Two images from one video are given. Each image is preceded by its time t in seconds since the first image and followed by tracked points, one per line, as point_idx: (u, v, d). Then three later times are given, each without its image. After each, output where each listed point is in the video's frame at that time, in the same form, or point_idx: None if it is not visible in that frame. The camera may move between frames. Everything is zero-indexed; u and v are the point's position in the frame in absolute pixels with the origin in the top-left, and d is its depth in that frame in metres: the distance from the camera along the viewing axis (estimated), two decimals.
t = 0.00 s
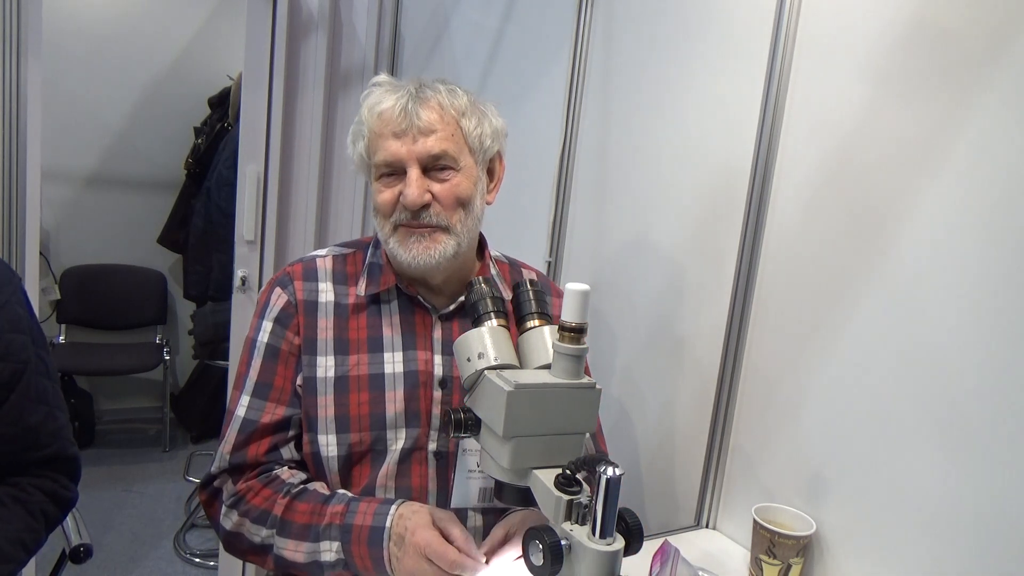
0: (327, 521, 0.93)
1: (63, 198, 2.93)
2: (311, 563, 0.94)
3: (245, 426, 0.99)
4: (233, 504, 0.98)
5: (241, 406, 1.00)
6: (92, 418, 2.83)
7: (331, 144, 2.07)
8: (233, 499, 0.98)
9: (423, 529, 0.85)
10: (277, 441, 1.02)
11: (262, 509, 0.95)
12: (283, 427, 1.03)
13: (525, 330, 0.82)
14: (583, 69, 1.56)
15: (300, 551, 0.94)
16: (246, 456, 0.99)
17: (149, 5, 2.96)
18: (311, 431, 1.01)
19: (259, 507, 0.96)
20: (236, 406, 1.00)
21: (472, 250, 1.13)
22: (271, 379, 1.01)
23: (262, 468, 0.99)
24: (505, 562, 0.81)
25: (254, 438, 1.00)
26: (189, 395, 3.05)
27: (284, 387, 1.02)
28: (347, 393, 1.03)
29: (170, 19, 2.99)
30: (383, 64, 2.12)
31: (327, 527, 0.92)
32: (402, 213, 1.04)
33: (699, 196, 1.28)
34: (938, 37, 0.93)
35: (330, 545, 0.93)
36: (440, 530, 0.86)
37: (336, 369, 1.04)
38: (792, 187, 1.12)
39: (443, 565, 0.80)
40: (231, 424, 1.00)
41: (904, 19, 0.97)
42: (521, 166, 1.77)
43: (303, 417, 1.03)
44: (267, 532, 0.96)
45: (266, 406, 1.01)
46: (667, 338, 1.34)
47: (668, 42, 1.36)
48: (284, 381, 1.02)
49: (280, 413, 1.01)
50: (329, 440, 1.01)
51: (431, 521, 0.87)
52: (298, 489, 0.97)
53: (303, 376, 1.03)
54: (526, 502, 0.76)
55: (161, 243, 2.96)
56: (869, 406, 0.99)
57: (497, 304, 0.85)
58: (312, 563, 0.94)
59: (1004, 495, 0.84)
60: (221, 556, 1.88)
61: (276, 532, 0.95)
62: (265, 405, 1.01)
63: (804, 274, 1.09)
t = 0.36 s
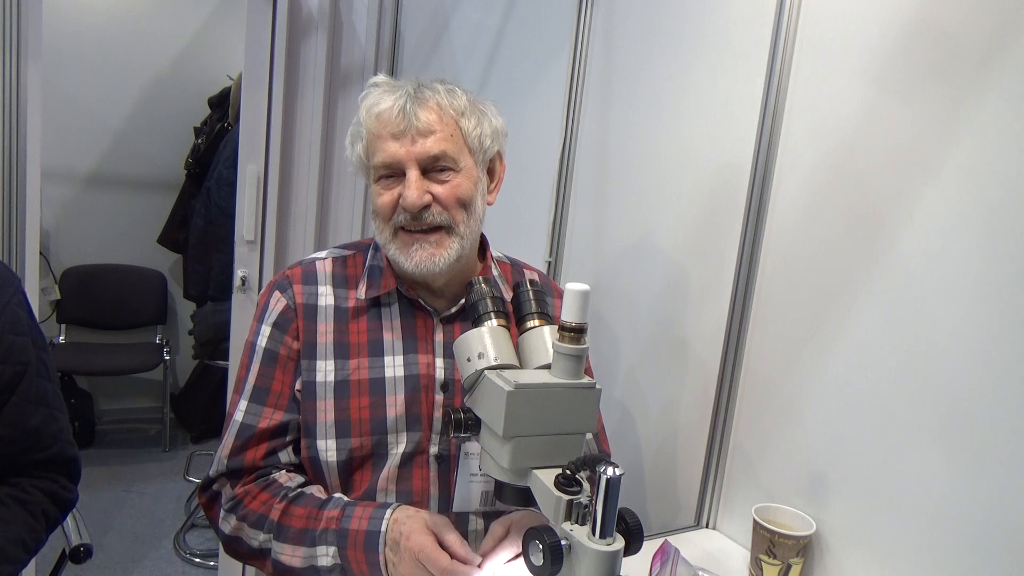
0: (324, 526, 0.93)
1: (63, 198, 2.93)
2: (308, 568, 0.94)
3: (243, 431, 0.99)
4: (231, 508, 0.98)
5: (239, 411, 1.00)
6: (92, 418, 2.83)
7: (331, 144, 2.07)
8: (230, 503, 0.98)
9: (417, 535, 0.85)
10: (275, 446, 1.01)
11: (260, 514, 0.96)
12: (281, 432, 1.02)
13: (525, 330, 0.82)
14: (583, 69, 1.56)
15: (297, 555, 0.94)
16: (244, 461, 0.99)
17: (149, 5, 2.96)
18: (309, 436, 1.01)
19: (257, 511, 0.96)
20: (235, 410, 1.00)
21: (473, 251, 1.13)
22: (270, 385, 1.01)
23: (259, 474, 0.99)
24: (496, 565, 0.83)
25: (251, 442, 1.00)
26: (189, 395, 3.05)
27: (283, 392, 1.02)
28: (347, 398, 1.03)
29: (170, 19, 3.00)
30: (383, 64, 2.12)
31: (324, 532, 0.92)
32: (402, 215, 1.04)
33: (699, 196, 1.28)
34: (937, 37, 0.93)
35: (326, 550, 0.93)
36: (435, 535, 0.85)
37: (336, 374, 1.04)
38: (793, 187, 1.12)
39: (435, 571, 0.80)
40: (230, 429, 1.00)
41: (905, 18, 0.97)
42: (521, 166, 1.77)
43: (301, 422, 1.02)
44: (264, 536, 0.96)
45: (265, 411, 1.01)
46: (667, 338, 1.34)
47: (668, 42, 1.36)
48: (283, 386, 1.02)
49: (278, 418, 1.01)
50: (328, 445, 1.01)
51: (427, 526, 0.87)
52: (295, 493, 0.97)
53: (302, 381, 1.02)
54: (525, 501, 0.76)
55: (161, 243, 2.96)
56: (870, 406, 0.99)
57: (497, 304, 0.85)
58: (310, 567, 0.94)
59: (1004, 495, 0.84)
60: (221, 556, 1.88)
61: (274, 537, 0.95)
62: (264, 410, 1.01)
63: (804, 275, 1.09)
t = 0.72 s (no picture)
0: (325, 524, 0.93)
1: (62, 198, 2.93)
2: (308, 565, 0.94)
3: (244, 425, 0.99)
4: (231, 503, 0.98)
5: (242, 405, 1.00)
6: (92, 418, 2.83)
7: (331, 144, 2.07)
8: (231, 497, 0.98)
9: (419, 531, 0.86)
10: (277, 440, 1.02)
11: (261, 509, 0.96)
12: (283, 426, 1.03)
13: (525, 330, 0.82)
14: (583, 69, 1.56)
15: (298, 552, 0.94)
16: (245, 455, 0.99)
17: (149, 5, 2.95)
18: (313, 432, 1.01)
19: (258, 506, 0.96)
20: (237, 404, 1.00)
21: (480, 254, 1.14)
22: (273, 379, 1.01)
23: (260, 468, 0.99)
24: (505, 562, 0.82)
25: (253, 436, 1.00)
26: (189, 395, 3.05)
27: (286, 387, 1.02)
28: (351, 394, 1.03)
29: (170, 19, 3.00)
30: (383, 64, 2.12)
31: (326, 529, 0.92)
32: (412, 217, 1.04)
33: (699, 196, 1.28)
34: (937, 37, 0.93)
35: (327, 548, 0.93)
36: (436, 532, 0.86)
37: (340, 371, 1.04)
38: (793, 188, 1.12)
39: (443, 564, 0.80)
40: (232, 422, 1.00)
41: (905, 17, 0.96)
42: (521, 167, 1.77)
43: (304, 417, 1.03)
44: (265, 532, 0.96)
45: (267, 406, 1.01)
46: (667, 338, 1.34)
47: (668, 42, 1.35)
48: (286, 381, 1.03)
49: (280, 413, 1.01)
50: (331, 441, 1.01)
51: (428, 524, 0.87)
52: (297, 490, 0.97)
53: (306, 377, 1.03)
54: (525, 502, 0.76)
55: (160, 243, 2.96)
56: (870, 405, 0.99)
57: (497, 304, 0.85)
58: (310, 565, 0.94)
59: (1004, 495, 0.84)
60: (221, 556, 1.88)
61: (274, 533, 0.95)
62: (266, 404, 1.01)
63: (805, 274, 1.09)
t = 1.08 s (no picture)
0: (330, 521, 0.93)
1: (62, 198, 2.93)
2: (314, 562, 0.95)
3: (249, 422, 0.99)
4: (236, 501, 0.98)
5: (247, 402, 1.00)
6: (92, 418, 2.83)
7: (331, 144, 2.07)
8: (237, 495, 0.98)
9: (418, 531, 0.85)
10: (281, 437, 1.02)
11: (266, 506, 0.96)
12: (288, 423, 1.03)
13: (524, 330, 0.82)
14: (583, 69, 1.56)
15: (303, 550, 0.94)
16: (250, 452, 0.99)
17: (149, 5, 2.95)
18: (318, 428, 1.01)
19: (264, 504, 0.96)
20: (242, 401, 1.00)
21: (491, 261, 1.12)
22: (278, 375, 1.01)
23: (265, 466, 0.99)
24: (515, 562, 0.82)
25: (258, 433, 1.00)
26: (189, 395, 3.05)
27: (291, 383, 1.02)
28: (355, 390, 1.03)
29: (170, 19, 3.00)
30: (383, 64, 2.12)
31: (330, 526, 0.92)
32: (450, 249, 0.97)
33: (699, 196, 1.28)
34: (937, 37, 0.93)
35: (332, 545, 0.93)
36: (436, 534, 0.85)
37: (346, 365, 1.04)
38: (793, 187, 1.12)
39: (436, 569, 0.79)
40: (238, 419, 1.00)
41: (905, 17, 0.97)
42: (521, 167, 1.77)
43: (309, 413, 1.02)
44: (270, 529, 0.96)
45: (272, 402, 1.01)
46: (667, 338, 1.34)
47: (668, 42, 1.36)
48: (291, 377, 1.02)
49: (285, 410, 1.01)
50: (336, 436, 1.01)
51: (429, 525, 0.86)
52: (302, 487, 0.97)
53: (311, 372, 1.02)
54: (525, 501, 0.76)
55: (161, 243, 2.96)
56: (871, 405, 0.99)
57: (497, 304, 0.85)
58: (315, 562, 0.94)
59: (1005, 495, 0.84)
60: (222, 556, 1.88)
61: (280, 530, 0.95)
62: (271, 401, 1.01)
63: (805, 274, 1.09)
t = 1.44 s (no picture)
0: (329, 523, 0.93)
1: (62, 198, 2.93)
2: (312, 564, 0.95)
3: (244, 427, 0.99)
4: (232, 506, 0.98)
5: (241, 407, 1.00)
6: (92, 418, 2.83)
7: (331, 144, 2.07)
8: (233, 500, 0.98)
9: (419, 531, 0.84)
10: (276, 441, 1.01)
11: (263, 511, 0.95)
12: (282, 427, 1.02)
13: (525, 329, 0.82)
14: (583, 69, 1.56)
15: (302, 552, 0.94)
16: (245, 457, 0.99)
17: (149, 5, 2.95)
18: (313, 431, 1.01)
19: (261, 508, 0.96)
20: (236, 407, 1.00)
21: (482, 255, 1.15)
22: (271, 380, 1.01)
23: (261, 470, 0.98)
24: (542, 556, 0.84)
25: (253, 438, 1.00)
26: (189, 395, 3.05)
27: (284, 387, 1.02)
28: (351, 391, 1.03)
29: (170, 19, 3.00)
30: (383, 64, 2.12)
31: (329, 529, 0.93)
32: (467, 259, 0.99)
33: (699, 197, 1.28)
34: (937, 38, 0.93)
35: (331, 547, 0.93)
36: (437, 533, 0.85)
37: (340, 367, 1.04)
38: (793, 188, 1.12)
39: (437, 567, 0.78)
40: (232, 425, 1.00)
41: (905, 17, 0.97)
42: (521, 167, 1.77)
43: (303, 417, 1.02)
44: (268, 533, 0.96)
45: (266, 407, 1.00)
46: (667, 339, 1.34)
47: (667, 42, 1.36)
48: (285, 381, 1.02)
49: (279, 414, 1.01)
50: (331, 438, 1.01)
51: (429, 525, 0.86)
52: (299, 490, 0.97)
53: (304, 376, 1.02)
54: (525, 501, 0.75)
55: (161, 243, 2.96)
56: (871, 405, 0.98)
57: (497, 304, 0.85)
58: (314, 564, 0.95)
59: (1004, 496, 0.84)
60: (222, 556, 1.88)
61: (278, 534, 0.95)
62: (265, 406, 1.00)
63: (805, 274, 1.09)
